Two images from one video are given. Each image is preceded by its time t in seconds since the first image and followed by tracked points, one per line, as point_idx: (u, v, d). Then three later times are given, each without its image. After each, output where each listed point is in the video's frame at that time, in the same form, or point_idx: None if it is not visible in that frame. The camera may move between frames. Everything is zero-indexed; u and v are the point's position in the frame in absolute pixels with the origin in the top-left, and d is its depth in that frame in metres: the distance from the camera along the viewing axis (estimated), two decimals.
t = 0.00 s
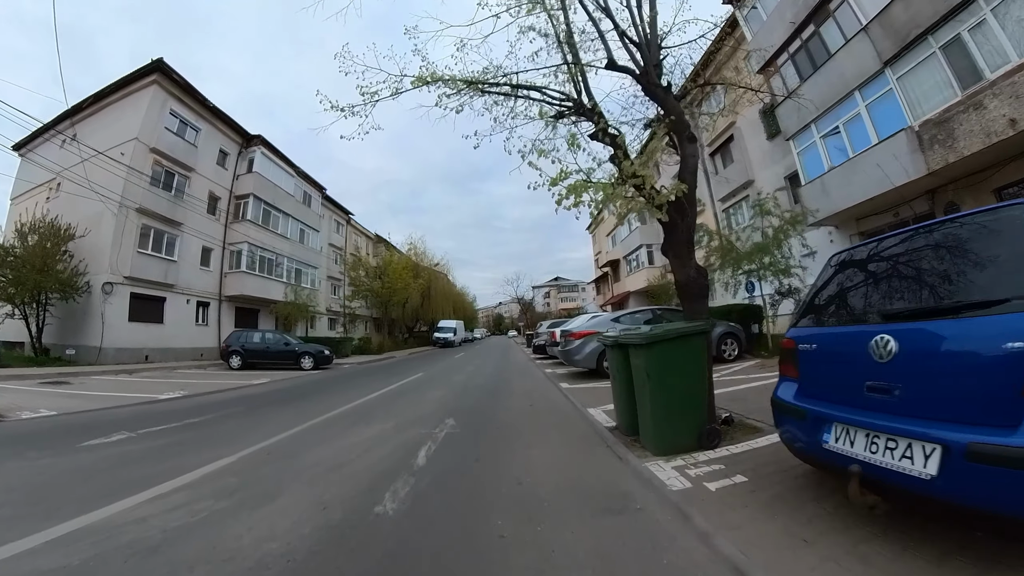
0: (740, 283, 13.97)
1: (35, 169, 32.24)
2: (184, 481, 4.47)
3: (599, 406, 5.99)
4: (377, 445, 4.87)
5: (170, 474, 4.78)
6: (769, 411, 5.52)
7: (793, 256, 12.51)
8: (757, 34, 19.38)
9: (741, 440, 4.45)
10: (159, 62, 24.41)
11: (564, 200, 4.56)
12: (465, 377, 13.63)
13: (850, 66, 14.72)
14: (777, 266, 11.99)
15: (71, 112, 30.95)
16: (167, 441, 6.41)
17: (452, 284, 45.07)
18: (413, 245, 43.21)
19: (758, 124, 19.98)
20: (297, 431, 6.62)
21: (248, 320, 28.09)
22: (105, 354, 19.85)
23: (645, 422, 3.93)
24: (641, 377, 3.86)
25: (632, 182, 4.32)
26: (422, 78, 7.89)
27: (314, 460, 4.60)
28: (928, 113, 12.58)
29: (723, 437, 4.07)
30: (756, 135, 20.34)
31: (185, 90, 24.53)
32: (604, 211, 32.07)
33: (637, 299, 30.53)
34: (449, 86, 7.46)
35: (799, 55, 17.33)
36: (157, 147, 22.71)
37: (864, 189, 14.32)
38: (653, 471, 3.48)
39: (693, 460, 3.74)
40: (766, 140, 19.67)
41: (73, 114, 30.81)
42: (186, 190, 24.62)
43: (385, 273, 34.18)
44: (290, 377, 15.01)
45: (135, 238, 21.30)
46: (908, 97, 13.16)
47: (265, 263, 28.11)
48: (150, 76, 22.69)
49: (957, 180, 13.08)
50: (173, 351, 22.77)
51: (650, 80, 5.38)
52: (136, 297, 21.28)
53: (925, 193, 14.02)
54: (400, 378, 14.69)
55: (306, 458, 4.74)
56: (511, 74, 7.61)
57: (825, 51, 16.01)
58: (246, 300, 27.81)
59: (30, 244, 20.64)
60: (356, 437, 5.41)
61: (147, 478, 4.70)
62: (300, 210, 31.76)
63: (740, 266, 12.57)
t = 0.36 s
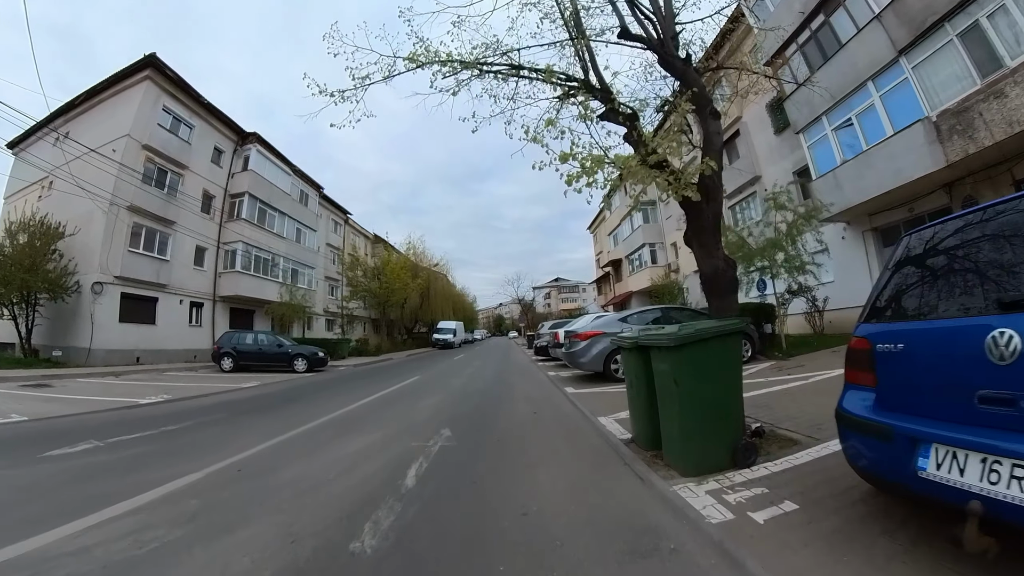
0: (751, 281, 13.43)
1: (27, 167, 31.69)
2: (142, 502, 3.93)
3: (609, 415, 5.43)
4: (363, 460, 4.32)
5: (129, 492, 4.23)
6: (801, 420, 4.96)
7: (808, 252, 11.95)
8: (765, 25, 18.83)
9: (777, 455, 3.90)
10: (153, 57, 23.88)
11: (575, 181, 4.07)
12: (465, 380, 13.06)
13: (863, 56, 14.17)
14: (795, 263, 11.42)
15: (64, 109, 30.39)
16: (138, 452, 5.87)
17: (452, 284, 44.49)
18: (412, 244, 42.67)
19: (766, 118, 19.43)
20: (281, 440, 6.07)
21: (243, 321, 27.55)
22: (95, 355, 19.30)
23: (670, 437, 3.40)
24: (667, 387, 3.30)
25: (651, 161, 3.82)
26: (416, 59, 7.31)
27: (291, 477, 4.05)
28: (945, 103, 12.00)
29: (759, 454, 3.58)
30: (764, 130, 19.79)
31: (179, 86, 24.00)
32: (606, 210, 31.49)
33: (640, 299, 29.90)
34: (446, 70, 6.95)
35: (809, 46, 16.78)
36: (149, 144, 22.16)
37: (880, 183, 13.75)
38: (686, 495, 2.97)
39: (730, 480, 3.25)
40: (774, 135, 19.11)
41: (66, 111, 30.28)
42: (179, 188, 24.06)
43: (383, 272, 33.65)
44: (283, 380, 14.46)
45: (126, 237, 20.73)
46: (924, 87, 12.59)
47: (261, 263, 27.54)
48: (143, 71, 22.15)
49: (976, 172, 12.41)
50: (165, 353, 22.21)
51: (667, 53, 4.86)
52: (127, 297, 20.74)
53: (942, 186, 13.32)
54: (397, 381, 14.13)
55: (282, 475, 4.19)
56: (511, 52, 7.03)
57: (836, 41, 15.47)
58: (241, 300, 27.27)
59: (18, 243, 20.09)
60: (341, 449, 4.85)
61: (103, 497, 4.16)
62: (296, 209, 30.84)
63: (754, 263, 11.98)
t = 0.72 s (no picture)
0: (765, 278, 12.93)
1: (19, 165, 31.16)
2: (90, 525, 3.42)
3: (621, 423, 4.91)
4: (345, 478, 3.82)
5: (78, 513, 3.73)
6: (836, 429, 4.44)
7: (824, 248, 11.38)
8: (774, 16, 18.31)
9: (820, 473, 3.39)
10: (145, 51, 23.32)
11: (591, 155, 3.88)
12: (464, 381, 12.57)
13: (877, 45, 13.64)
14: (810, 260, 10.91)
15: (57, 105, 29.84)
16: (104, 464, 5.36)
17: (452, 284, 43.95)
18: (411, 244, 42.14)
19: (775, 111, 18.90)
20: (261, 450, 5.56)
21: (238, 321, 27.01)
22: (83, 357, 18.75)
23: (704, 456, 2.87)
24: (702, 397, 2.76)
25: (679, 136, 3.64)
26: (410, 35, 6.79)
27: (258, 499, 3.54)
28: (964, 92, 11.47)
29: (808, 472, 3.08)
30: (772, 124, 19.26)
31: (173, 81, 23.44)
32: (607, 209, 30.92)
33: (643, 300, 29.34)
34: (441, 49, 6.47)
35: (820, 36, 16.25)
36: (141, 140, 21.61)
37: (895, 176, 13.23)
38: (729, 530, 2.46)
39: (778, 508, 2.74)
40: (783, 129, 18.57)
41: (59, 107, 29.73)
42: (172, 185, 23.51)
43: (382, 272, 33.09)
44: (275, 382, 13.93)
45: (116, 236, 20.17)
46: (941, 76, 12.05)
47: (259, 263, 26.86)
48: (135, 65, 21.59)
49: (996, 164, 11.77)
50: (157, 354, 21.66)
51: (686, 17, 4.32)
52: (118, 297, 20.19)
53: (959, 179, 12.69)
54: (394, 384, 13.63)
55: (250, 495, 3.68)
56: (514, 25, 6.52)
57: (848, 30, 14.94)
58: (236, 300, 26.72)
59: (6, 240, 19.55)
60: (322, 463, 4.35)
61: (48, 517, 3.66)
62: (294, 207, 29.72)
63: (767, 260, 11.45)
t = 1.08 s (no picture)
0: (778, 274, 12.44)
1: (11, 162, 30.63)
2: (31, 551, 2.94)
3: (636, 435, 4.38)
4: (328, 498, 3.33)
5: (16, 536, 3.25)
6: (880, 440, 3.97)
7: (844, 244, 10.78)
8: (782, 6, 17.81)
9: (879, 496, 2.89)
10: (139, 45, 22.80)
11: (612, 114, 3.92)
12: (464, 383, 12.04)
13: (892, 33, 13.11)
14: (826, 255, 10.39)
15: (49, 101, 29.34)
16: (63, 475, 4.84)
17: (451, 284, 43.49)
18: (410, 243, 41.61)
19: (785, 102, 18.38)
20: (241, 460, 5.07)
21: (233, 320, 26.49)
22: (71, 357, 18.24)
23: (750, 482, 2.41)
24: (752, 411, 2.29)
25: (720, 83, 3.47)
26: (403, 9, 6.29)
27: (224, 524, 3.05)
28: (984, 81, 10.96)
29: (870, 499, 2.62)
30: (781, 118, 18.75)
31: (167, 76, 22.90)
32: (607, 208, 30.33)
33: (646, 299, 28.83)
34: (434, 21, 6.06)
35: (831, 26, 15.74)
36: (133, 134, 21.06)
37: (910, 170, 12.71)
38: None
39: (844, 546, 2.27)
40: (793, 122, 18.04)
41: (51, 104, 29.24)
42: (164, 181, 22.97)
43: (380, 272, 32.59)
44: (267, 384, 13.43)
45: (106, 233, 19.61)
46: (960, 65, 11.54)
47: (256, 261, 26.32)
48: (128, 58, 21.06)
49: (1016, 157, 11.22)
50: (149, 354, 21.14)
51: None
52: (108, 295, 19.67)
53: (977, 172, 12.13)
54: (391, 386, 13.10)
55: (218, 517, 3.20)
56: None
57: (861, 19, 14.43)
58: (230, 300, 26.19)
59: None
60: (304, 478, 3.87)
61: None
62: (291, 204, 29.02)
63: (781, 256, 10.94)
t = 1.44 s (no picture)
0: (793, 271, 11.89)
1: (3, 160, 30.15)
2: None
3: (655, 447, 3.88)
4: (299, 524, 2.85)
5: None
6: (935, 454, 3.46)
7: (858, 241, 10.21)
8: None
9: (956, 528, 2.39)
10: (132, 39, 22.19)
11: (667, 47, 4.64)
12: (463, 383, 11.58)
13: (906, 22, 12.62)
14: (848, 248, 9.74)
15: (42, 98, 28.84)
16: (13, 491, 4.36)
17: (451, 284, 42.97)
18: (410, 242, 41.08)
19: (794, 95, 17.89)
20: (215, 471, 4.59)
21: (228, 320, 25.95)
22: (59, 358, 17.72)
23: (816, 518, 1.97)
24: (828, 431, 1.89)
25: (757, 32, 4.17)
26: None
27: (175, 556, 2.58)
28: (1005, 69, 10.47)
29: (956, 535, 2.14)
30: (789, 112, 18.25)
31: (160, 70, 22.29)
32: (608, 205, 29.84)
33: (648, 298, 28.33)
34: None
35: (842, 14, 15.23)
36: (124, 130, 20.50)
37: (927, 162, 12.19)
38: None
39: None
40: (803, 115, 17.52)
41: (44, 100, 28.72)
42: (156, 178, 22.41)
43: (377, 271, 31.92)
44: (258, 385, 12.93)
45: (94, 232, 19.05)
46: (979, 52, 11.05)
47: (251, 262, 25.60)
48: (119, 52, 20.47)
49: None
50: (139, 354, 20.59)
51: None
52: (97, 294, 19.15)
53: (996, 164, 11.62)
54: (387, 387, 12.62)
55: (171, 546, 2.73)
56: None
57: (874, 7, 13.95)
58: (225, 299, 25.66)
59: None
60: (274, 499, 3.38)
61: None
62: (287, 203, 28.21)
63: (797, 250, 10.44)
